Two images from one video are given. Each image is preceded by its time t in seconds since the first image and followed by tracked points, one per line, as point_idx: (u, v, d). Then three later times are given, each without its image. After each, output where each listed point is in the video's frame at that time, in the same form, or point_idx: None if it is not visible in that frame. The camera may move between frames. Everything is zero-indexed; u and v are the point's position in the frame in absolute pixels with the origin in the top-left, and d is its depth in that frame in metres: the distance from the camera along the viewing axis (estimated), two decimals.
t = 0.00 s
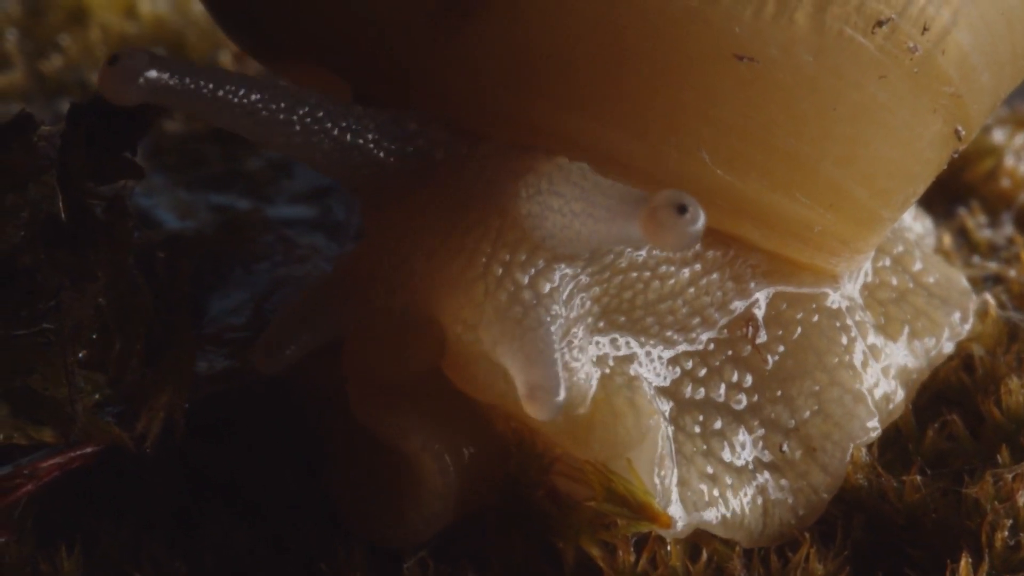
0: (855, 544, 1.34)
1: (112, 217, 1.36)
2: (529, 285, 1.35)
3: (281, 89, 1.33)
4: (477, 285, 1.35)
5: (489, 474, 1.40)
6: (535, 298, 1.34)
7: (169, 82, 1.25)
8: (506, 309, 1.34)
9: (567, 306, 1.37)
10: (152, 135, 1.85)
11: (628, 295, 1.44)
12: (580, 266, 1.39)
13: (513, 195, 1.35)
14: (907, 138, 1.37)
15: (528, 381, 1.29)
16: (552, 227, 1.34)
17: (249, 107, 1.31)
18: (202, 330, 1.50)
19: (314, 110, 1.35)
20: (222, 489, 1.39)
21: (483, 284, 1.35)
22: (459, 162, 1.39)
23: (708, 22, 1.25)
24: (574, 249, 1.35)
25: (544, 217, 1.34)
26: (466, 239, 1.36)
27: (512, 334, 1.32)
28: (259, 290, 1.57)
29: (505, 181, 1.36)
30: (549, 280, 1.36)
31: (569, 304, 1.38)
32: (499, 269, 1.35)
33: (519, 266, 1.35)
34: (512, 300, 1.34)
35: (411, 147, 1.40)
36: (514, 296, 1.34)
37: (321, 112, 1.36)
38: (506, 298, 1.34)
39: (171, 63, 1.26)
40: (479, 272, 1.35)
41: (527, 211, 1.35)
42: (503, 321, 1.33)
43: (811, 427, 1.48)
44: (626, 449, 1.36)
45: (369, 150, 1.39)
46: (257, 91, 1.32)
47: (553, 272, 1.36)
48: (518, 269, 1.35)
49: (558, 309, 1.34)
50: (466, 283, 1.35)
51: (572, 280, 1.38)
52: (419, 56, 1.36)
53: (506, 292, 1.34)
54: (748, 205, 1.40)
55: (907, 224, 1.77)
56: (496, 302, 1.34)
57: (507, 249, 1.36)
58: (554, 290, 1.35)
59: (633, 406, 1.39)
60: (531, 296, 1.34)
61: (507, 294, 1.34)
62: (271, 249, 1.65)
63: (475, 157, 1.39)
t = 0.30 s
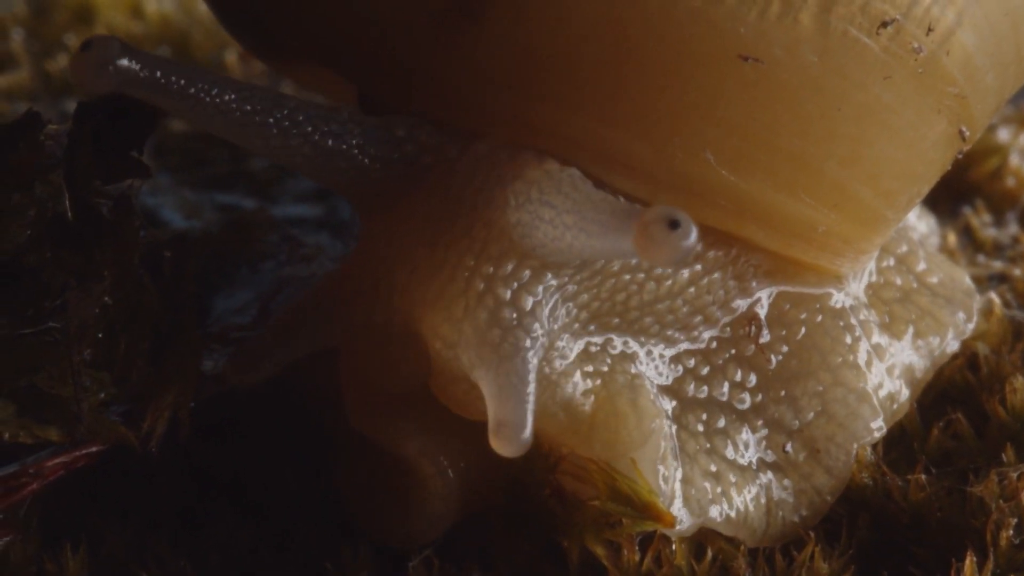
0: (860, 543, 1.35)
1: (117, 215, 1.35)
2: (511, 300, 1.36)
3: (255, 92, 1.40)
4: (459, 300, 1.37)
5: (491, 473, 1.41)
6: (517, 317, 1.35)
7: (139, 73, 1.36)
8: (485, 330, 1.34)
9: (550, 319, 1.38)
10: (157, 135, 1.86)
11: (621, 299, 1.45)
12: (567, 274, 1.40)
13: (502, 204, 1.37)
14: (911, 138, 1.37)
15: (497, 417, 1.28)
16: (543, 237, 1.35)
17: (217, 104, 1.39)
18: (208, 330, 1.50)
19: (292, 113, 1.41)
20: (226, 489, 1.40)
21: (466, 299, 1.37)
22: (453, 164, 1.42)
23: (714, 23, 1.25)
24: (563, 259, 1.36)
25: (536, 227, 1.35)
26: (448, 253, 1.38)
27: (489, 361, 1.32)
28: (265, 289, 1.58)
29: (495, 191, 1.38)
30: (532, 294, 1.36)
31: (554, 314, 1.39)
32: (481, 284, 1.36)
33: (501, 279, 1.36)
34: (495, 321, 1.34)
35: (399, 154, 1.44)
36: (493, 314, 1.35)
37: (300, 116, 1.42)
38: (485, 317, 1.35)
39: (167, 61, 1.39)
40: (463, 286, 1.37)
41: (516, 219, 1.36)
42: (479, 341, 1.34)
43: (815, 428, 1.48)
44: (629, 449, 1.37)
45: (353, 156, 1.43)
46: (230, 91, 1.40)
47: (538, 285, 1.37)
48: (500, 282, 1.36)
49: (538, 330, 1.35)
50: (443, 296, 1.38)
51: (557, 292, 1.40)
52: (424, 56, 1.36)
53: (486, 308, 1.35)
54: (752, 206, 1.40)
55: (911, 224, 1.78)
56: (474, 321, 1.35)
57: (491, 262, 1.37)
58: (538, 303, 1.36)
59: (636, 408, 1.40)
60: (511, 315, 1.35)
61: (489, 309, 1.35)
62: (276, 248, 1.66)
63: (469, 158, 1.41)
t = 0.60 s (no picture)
0: (863, 539, 1.35)
1: (122, 211, 1.36)
2: (510, 311, 1.33)
3: (245, 90, 1.35)
4: (459, 311, 1.34)
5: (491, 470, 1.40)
6: (517, 331, 1.32)
7: (118, 71, 1.32)
8: (487, 343, 1.32)
9: (551, 325, 1.36)
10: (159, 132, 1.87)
11: (620, 297, 1.43)
12: (565, 280, 1.38)
13: (501, 208, 1.34)
14: (915, 134, 1.37)
15: (496, 445, 1.27)
16: (549, 242, 1.32)
17: (204, 103, 1.34)
18: (210, 325, 1.49)
19: (285, 112, 1.37)
20: (230, 486, 1.40)
21: (465, 311, 1.33)
22: (448, 168, 1.39)
23: (719, 17, 1.25)
24: (562, 264, 1.34)
25: (539, 233, 1.33)
26: (446, 264, 1.35)
27: (490, 377, 1.30)
28: (267, 284, 1.57)
29: (492, 193, 1.35)
30: (531, 302, 1.34)
31: (554, 321, 1.37)
32: (480, 294, 1.33)
33: (500, 290, 1.34)
34: (495, 334, 1.32)
35: (396, 156, 1.41)
36: (494, 326, 1.32)
37: (293, 115, 1.38)
38: (486, 329, 1.32)
39: (144, 58, 1.33)
40: (462, 297, 1.34)
41: (518, 224, 1.33)
42: (481, 354, 1.32)
43: (818, 427, 1.47)
44: (636, 445, 1.37)
45: (348, 158, 1.39)
46: (218, 88, 1.35)
47: (536, 293, 1.35)
48: (499, 291, 1.34)
49: (538, 342, 1.33)
50: (447, 306, 1.34)
51: (556, 298, 1.37)
52: (428, 52, 1.36)
53: (486, 318, 1.33)
54: (756, 203, 1.40)
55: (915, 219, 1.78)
56: (476, 333, 1.32)
57: (490, 271, 1.34)
58: (538, 311, 1.34)
59: (641, 407, 1.39)
60: (512, 327, 1.32)
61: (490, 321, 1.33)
62: (280, 242, 1.66)
63: (467, 159, 1.39)
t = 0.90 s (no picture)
0: (864, 533, 1.35)
1: (124, 205, 1.36)
2: (516, 316, 1.32)
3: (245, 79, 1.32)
4: (465, 319, 1.33)
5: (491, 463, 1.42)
6: (524, 339, 1.31)
7: (110, 46, 1.25)
8: (493, 351, 1.31)
9: (556, 328, 1.35)
10: (163, 124, 1.85)
11: (621, 292, 1.42)
12: (569, 279, 1.36)
13: (507, 210, 1.33)
14: (917, 131, 1.37)
15: (502, 460, 1.26)
16: (563, 240, 1.31)
17: (202, 90, 1.30)
18: (214, 318, 1.50)
19: (285, 104, 1.35)
20: (233, 478, 1.40)
21: (472, 318, 1.33)
22: (449, 169, 1.37)
23: (724, 12, 1.25)
24: (567, 265, 1.33)
25: (551, 232, 1.31)
26: (451, 269, 1.34)
27: (496, 386, 1.29)
28: (270, 278, 1.58)
29: (494, 194, 1.34)
30: (536, 305, 1.33)
31: (559, 323, 1.36)
32: (485, 299, 1.32)
33: (505, 295, 1.33)
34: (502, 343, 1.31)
35: (397, 156, 1.38)
36: (501, 334, 1.31)
37: (293, 108, 1.35)
38: (493, 337, 1.31)
39: (139, 38, 1.27)
40: (467, 303, 1.33)
41: (526, 225, 1.32)
42: (489, 362, 1.30)
43: (819, 422, 1.48)
44: (642, 439, 1.37)
45: (349, 155, 1.38)
46: (214, 74, 1.31)
47: (541, 296, 1.34)
48: (505, 296, 1.33)
49: (543, 347, 1.32)
50: (450, 317, 1.34)
51: (560, 301, 1.36)
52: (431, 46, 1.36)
53: (492, 324, 1.32)
54: (759, 198, 1.40)
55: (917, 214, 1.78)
56: (483, 341, 1.32)
57: (496, 275, 1.33)
58: (543, 315, 1.34)
59: (645, 404, 1.39)
60: (519, 334, 1.32)
61: (496, 329, 1.32)
62: (283, 237, 1.67)
63: (467, 161, 1.37)
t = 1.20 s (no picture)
0: (864, 527, 1.35)
1: (123, 195, 1.36)
2: (516, 321, 1.33)
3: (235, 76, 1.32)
4: (466, 325, 1.33)
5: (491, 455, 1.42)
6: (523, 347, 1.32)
7: (95, 37, 1.24)
8: (495, 357, 1.31)
9: (555, 334, 1.35)
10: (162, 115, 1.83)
11: (620, 288, 1.43)
12: (567, 282, 1.37)
13: (507, 212, 1.32)
14: (918, 128, 1.37)
15: (502, 475, 1.26)
16: (575, 238, 1.29)
17: (189, 85, 1.30)
18: (213, 310, 1.50)
19: (276, 102, 1.34)
20: (232, 471, 1.40)
21: (471, 325, 1.33)
22: (448, 168, 1.36)
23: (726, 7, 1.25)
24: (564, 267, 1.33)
25: (557, 232, 1.30)
26: (451, 273, 1.33)
27: (495, 394, 1.29)
28: (269, 270, 1.58)
29: (493, 195, 1.33)
30: (535, 310, 1.34)
31: (558, 327, 1.36)
32: (485, 305, 1.33)
33: (505, 300, 1.33)
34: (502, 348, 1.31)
35: (394, 156, 1.38)
36: (501, 341, 1.32)
37: (285, 106, 1.35)
38: (493, 344, 1.32)
39: (126, 30, 1.27)
40: (467, 311, 1.33)
41: (529, 226, 1.31)
42: (489, 369, 1.30)
43: (818, 417, 1.48)
44: (642, 434, 1.37)
45: (345, 155, 1.37)
46: (202, 70, 1.31)
47: (540, 301, 1.35)
48: (504, 302, 1.33)
49: (543, 353, 1.32)
50: (450, 321, 1.33)
51: (558, 305, 1.37)
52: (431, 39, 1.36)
53: (491, 331, 1.32)
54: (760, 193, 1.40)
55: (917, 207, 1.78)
56: (483, 347, 1.32)
57: (496, 280, 1.33)
58: (542, 321, 1.34)
59: (646, 403, 1.39)
60: (519, 341, 1.32)
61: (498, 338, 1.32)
62: (283, 230, 1.66)
63: (464, 161, 1.36)
